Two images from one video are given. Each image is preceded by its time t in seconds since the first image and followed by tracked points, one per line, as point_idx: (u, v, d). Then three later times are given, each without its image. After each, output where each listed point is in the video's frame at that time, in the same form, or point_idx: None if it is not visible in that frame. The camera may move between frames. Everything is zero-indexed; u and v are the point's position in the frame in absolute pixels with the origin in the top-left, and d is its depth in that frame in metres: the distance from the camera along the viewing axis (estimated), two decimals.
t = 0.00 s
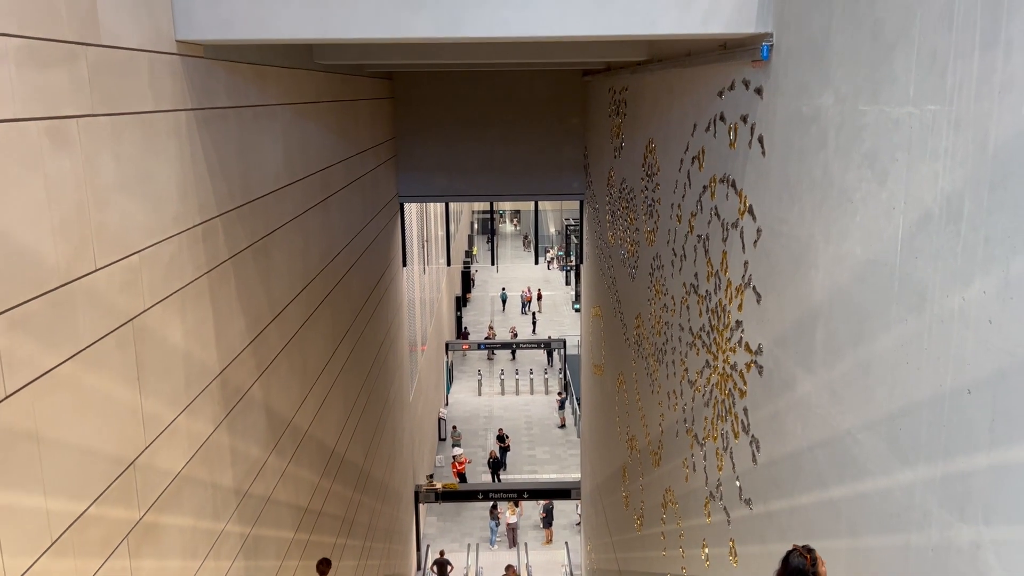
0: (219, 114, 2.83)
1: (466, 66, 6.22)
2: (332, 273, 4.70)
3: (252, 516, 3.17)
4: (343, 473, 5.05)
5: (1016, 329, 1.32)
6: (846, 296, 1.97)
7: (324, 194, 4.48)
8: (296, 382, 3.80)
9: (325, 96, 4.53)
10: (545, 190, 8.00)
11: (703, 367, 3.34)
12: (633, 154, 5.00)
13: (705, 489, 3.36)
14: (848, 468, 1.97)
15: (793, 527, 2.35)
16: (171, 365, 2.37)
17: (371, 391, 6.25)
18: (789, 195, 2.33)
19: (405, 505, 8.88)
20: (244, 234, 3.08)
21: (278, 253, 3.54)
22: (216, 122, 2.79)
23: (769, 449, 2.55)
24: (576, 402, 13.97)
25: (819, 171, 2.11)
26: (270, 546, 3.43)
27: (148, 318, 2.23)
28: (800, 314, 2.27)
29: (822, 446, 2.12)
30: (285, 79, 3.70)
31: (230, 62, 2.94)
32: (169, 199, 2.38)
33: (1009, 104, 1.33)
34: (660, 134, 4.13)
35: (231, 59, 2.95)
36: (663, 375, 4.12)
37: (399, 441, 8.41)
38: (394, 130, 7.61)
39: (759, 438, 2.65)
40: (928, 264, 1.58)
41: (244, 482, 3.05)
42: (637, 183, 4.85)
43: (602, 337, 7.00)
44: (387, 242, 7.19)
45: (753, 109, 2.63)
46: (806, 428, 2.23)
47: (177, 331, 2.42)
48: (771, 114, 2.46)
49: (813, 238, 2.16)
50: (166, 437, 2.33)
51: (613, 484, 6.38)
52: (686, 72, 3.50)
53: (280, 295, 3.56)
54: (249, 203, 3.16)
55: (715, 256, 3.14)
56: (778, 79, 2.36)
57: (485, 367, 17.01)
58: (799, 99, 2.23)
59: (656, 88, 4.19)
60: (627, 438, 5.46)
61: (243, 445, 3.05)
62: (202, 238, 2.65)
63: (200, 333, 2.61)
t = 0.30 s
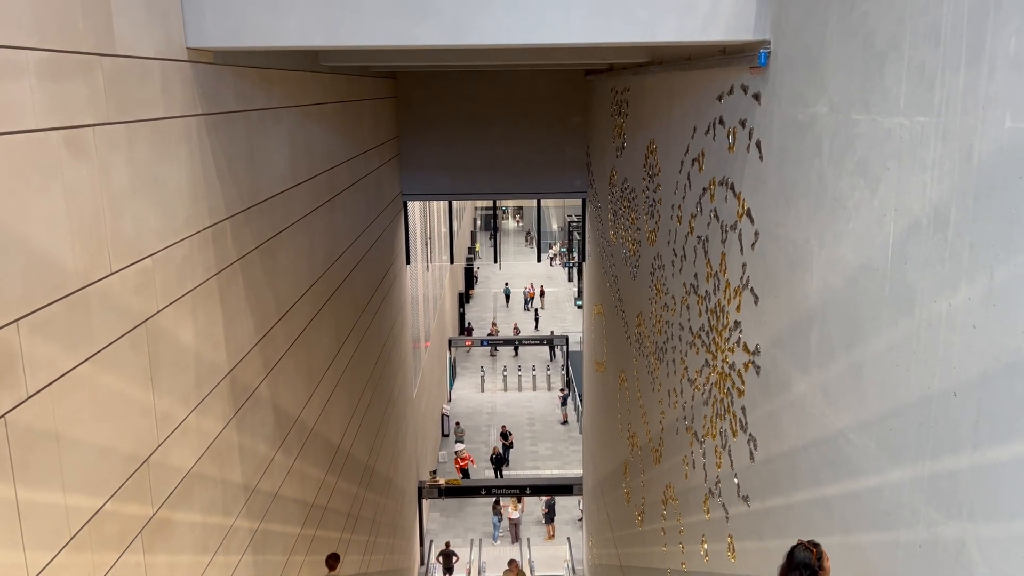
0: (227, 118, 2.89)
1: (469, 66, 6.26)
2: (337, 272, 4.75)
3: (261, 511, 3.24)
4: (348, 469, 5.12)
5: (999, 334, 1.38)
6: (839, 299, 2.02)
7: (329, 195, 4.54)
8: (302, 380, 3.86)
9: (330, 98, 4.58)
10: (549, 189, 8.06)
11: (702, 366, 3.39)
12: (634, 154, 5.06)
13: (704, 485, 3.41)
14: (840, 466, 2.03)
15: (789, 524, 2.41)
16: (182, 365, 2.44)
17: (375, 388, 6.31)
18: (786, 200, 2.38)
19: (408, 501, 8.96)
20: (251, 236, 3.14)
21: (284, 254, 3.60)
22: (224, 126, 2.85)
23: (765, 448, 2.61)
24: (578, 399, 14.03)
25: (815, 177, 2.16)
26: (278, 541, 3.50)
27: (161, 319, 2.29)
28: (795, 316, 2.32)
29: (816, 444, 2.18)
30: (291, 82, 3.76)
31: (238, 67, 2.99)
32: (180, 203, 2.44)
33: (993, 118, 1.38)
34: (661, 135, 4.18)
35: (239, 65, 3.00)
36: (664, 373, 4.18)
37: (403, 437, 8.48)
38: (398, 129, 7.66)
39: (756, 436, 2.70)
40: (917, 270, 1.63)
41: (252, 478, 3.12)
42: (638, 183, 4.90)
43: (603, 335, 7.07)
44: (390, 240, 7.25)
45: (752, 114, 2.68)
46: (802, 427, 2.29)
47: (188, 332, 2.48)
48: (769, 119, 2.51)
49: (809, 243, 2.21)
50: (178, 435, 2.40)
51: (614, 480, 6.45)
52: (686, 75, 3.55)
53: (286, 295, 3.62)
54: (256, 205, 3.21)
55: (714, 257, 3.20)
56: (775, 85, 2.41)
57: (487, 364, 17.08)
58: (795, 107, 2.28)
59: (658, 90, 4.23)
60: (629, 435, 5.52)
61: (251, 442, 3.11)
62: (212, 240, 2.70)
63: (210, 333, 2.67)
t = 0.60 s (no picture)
0: (234, 122, 2.95)
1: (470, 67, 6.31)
2: (340, 272, 4.81)
3: (266, 508, 3.30)
4: (351, 466, 5.18)
5: (981, 339, 1.43)
6: (831, 302, 2.08)
7: (332, 195, 4.60)
8: (306, 379, 3.92)
9: (333, 100, 4.64)
10: (548, 187, 8.13)
11: (700, 366, 3.45)
12: (634, 155, 5.11)
13: (702, 483, 3.47)
14: (832, 466, 2.09)
15: (782, 521, 2.47)
16: (191, 366, 2.49)
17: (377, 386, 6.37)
18: (781, 205, 2.44)
19: (410, 497, 9.03)
20: (257, 237, 3.19)
21: (289, 254, 3.66)
22: (231, 131, 2.91)
23: (760, 447, 2.67)
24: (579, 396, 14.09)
25: (809, 183, 2.21)
26: (283, 537, 3.56)
27: (170, 321, 2.35)
28: (789, 318, 2.38)
29: (809, 443, 2.24)
30: (296, 85, 3.82)
31: (245, 72, 3.05)
32: (188, 207, 2.50)
33: (976, 131, 1.43)
34: (660, 137, 4.23)
35: (245, 69, 3.06)
36: (663, 372, 4.23)
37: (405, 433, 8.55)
38: (400, 129, 7.71)
39: (751, 435, 2.76)
40: (904, 276, 1.69)
41: (258, 475, 3.18)
42: (638, 183, 4.95)
43: (604, 333, 7.13)
44: (392, 238, 7.31)
45: (748, 119, 2.74)
46: (795, 427, 2.35)
47: (196, 332, 2.54)
48: (764, 125, 2.57)
49: (802, 247, 2.27)
50: (187, 434, 2.45)
51: (614, 477, 6.51)
52: (684, 79, 3.61)
53: (291, 295, 3.69)
54: (261, 207, 3.26)
55: (711, 258, 3.25)
56: (770, 92, 2.47)
57: (488, 361, 17.14)
58: (789, 114, 2.33)
59: (657, 92, 4.29)
60: (628, 433, 5.57)
61: (257, 440, 3.17)
62: (219, 243, 2.76)
63: (217, 334, 2.73)
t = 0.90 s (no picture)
0: (239, 127, 3.00)
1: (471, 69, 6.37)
2: (343, 272, 4.86)
3: (271, 505, 3.36)
4: (353, 464, 5.24)
5: (963, 345, 1.49)
6: (823, 307, 2.13)
7: (335, 196, 4.66)
8: (309, 378, 3.98)
9: (336, 102, 4.70)
10: (548, 187, 8.18)
11: (697, 366, 3.51)
12: (633, 156, 5.16)
13: (699, 481, 3.53)
14: (823, 465, 2.14)
15: (776, 519, 2.53)
16: (198, 367, 2.55)
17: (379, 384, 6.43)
18: (775, 211, 2.49)
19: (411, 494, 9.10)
20: (262, 240, 3.25)
21: (293, 256, 3.72)
22: (236, 135, 2.96)
23: (755, 446, 2.73)
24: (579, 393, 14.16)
25: (801, 189, 2.27)
26: (287, 533, 3.63)
27: (178, 323, 2.41)
28: (783, 321, 2.44)
29: (802, 443, 2.30)
30: (300, 89, 3.88)
31: (249, 77, 3.10)
32: (195, 211, 2.55)
33: (958, 145, 1.49)
34: (659, 139, 4.28)
35: (250, 75, 3.11)
36: (661, 371, 4.29)
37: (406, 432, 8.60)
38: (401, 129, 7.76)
39: (747, 435, 2.82)
40: (892, 282, 1.74)
41: (263, 473, 3.24)
42: (637, 184, 5.00)
43: (603, 332, 7.18)
44: (393, 238, 7.37)
45: (743, 125, 2.79)
46: (788, 427, 2.40)
47: (203, 334, 2.60)
48: (759, 131, 2.62)
49: (796, 252, 2.32)
50: (194, 434, 2.51)
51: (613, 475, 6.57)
52: (682, 83, 3.66)
53: (295, 295, 3.74)
54: (266, 210, 3.32)
55: (708, 261, 3.31)
56: (765, 99, 2.52)
57: (489, 358, 17.20)
58: (783, 121, 2.39)
59: (655, 95, 4.34)
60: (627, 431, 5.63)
61: (262, 439, 3.23)
62: (225, 246, 2.82)
63: (223, 335, 2.79)
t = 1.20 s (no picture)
0: (244, 133, 3.05)
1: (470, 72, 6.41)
2: (345, 272, 4.92)
3: (274, 504, 3.42)
4: (355, 463, 5.30)
5: (946, 351, 1.55)
6: (815, 312, 2.19)
7: (337, 199, 4.71)
8: (312, 379, 4.04)
9: (338, 106, 4.75)
10: (548, 188, 8.24)
11: (693, 367, 3.56)
12: (631, 158, 5.21)
13: (695, 480, 3.59)
14: (814, 466, 2.20)
15: (769, 518, 2.59)
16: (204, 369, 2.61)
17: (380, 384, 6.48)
18: (769, 216, 2.55)
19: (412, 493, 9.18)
20: (266, 244, 3.30)
21: (296, 258, 3.78)
22: (241, 142, 3.01)
23: (749, 446, 2.79)
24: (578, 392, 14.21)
25: (794, 196, 2.32)
26: (290, 532, 3.69)
27: (186, 326, 2.46)
28: (776, 324, 2.50)
29: (794, 443, 2.35)
30: (303, 93, 3.93)
31: (254, 84, 3.16)
32: (202, 216, 2.61)
33: (942, 159, 1.55)
34: (657, 143, 4.33)
35: (254, 81, 3.16)
36: (658, 371, 4.35)
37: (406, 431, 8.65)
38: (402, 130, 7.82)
39: (741, 435, 2.88)
40: (880, 289, 1.80)
41: (267, 472, 3.30)
42: (635, 186, 5.05)
43: (602, 332, 7.23)
44: (394, 238, 7.44)
45: (739, 132, 2.84)
46: (781, 428, 2.46)
47: (209, 337, 2.65)
48: (754, 138, 2.67)
49: (788, 258, 2.38)
50: (201, 434, 2.57)
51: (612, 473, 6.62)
52: (679, 89, 3.71)
53: (298, 297, 3.80)
54: (270, 214, 3.37)
55: (705, 264, 3.36)
56: (760, 108, 2.58)
57: (488, 357, 17.27)
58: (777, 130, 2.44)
59: (653, 99, 4.39)
60: (625, 430, 5.69)
61: (266, 438, 3.29)
62: (230, 250, 2.87)
63: (229, 338, 2.84)
